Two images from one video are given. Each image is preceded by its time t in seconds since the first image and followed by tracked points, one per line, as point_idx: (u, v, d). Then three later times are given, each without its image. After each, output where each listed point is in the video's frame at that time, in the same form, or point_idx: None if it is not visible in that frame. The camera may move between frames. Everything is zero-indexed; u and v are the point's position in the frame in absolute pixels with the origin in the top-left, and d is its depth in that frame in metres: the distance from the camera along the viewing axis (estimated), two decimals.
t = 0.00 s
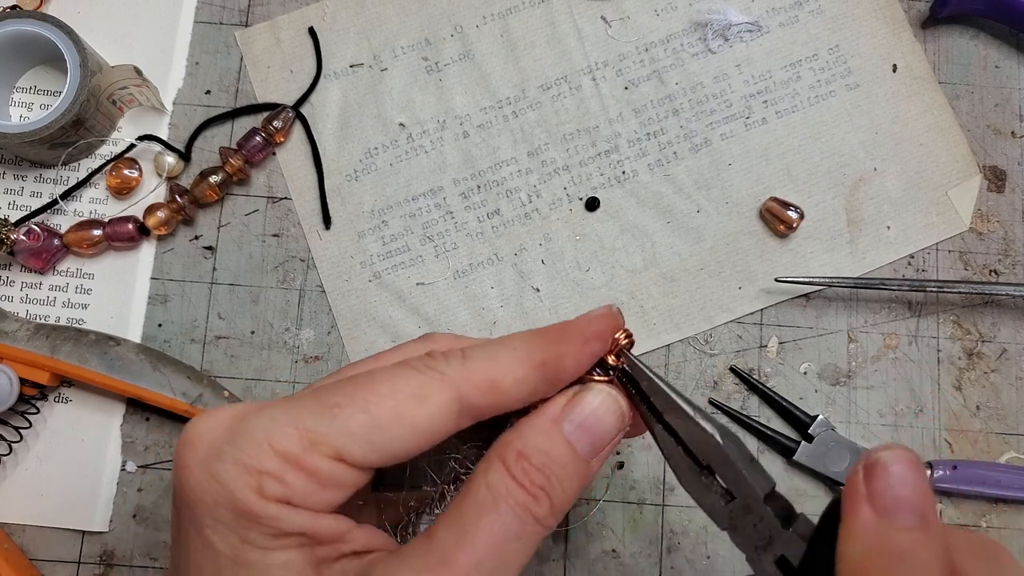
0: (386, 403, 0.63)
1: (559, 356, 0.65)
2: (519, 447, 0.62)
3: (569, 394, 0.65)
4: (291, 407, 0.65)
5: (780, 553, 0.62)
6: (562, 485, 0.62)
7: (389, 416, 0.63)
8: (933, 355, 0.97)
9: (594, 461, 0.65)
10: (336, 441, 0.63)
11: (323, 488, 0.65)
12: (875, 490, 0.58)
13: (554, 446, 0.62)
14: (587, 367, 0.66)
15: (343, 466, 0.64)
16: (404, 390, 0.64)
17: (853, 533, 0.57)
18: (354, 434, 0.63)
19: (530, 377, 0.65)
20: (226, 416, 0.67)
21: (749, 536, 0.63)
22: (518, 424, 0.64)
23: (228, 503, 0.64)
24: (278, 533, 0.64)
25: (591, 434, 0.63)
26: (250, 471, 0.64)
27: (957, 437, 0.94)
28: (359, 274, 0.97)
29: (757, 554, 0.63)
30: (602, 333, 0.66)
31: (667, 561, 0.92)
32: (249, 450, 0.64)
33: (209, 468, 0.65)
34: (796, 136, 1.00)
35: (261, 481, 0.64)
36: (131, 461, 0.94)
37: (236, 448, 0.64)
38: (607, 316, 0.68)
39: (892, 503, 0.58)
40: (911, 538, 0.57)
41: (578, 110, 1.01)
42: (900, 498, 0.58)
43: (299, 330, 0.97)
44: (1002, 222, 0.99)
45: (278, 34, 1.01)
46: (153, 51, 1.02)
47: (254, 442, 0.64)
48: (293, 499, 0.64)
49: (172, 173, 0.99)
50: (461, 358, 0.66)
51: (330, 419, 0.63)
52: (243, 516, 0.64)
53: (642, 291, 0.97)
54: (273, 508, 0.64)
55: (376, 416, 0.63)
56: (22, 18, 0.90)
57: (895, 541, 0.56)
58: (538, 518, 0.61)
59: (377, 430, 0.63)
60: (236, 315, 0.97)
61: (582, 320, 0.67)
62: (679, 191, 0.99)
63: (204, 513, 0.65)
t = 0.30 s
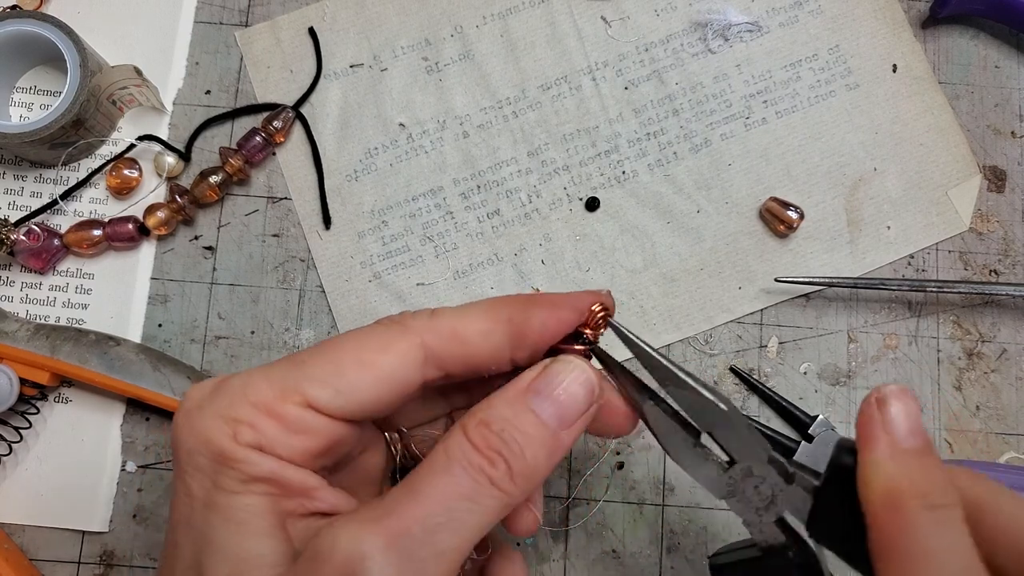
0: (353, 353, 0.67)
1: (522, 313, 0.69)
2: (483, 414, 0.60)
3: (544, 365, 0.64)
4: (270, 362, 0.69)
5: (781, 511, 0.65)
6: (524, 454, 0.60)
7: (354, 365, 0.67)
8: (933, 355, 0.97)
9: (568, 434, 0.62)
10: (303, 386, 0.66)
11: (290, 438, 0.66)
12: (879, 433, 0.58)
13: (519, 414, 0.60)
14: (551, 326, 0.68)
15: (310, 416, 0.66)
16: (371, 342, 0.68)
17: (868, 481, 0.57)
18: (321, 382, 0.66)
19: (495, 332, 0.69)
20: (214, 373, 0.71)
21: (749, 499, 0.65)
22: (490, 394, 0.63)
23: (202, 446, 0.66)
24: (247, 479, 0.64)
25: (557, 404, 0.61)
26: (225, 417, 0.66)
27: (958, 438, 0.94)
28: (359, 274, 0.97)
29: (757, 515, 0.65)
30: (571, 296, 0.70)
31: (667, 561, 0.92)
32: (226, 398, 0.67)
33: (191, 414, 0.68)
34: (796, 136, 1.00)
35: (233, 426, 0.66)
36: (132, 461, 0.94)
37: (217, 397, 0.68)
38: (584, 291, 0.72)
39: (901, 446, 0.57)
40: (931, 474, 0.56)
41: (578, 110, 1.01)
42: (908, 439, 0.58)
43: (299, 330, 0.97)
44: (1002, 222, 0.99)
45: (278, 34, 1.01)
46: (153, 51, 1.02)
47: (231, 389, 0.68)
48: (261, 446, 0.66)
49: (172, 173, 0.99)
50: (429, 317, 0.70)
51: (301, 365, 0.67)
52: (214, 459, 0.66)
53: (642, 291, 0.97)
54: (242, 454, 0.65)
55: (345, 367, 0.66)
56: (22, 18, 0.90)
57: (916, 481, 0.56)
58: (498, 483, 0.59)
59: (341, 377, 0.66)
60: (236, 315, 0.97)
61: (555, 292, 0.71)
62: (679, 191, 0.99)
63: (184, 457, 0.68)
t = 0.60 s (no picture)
0: (350, 363, 0.67)
1: (522, 330, 0.69)
2: (478, 429, 0.60)
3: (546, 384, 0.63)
4: (268, 368, 0.69)
5: (824, 530, 0.61)
6: (514, 472, 0.59)
7: (350, 376, 0.66)
8: (933, 355, 0.97)
9: (564, 456, 0.61)
10: (298, 396, 0.66)
11: (282, 445, 0.66)
12: (904, 430, 0.61)
13: (514, 432, 0.60)
14: (550, 342, 0.69)
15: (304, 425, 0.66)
16: (368, 354, 0.68)
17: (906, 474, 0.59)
18: (316, 392, 0.66)
19: (494, 348, 0.69)
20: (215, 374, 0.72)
21: (787, 522, 0.61)
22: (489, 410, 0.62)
23: (194, 442, 0.67)
24: (233, 474, 0.65)
25: (560, 426, 0.60)
26: (218, 418, 0.67)
27: (958, 438, 0.94)
28: (359, 274, 0.97)
29: (799, 541, 0.61)
30: (574, 317, 0.69)
31: (667, 561, 0.92)
32: (222, 398, 0.67)
33: (188, 412, 0.69)
34: (796, 136, 1.00)
35: (225, 426, 0.66)
36: (131, 461, 0.94)
37: (214, 396, 0.68)
38: (587, 306, 0.71)
39: (927, 442, 0.61)
40: (959, 467, 0.59)
41: (578, 110, 1.01)
42: (929, 437, 0.61)
43: (299, 330, 0.97)
44: (1002, 222, 0.99)
45: (278, 34, 1.01)
46: (153, 51, 1.02)
47: (228, 392, 0.68)
48: (252, 449, 0.66)
49: (172, 173, 0.99)
50: (428, 331, 0.70)
51: (297, 374, 0.67)
52: (204, 456, 0.66)
53: (642, 291, 0.97)
54: (232, 452, 0.65)
55: (341, 379, 0.66)
56: (22, 18, 0.90)
57: (951, 473, 0.59)
58: (483, 497, 0.59)
59: (336, 388, 0.66)
60: (236, 315, 0.97)
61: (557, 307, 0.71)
62: (679, 191, 0.99)
63: (176, 448, 0.68)
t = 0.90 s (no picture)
0: (350, 366, 0.67)
1: (524, 333, 0.68)
2: (478, 433, 0.60)
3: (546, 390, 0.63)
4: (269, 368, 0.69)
5: (818, 515, 0.62)
6: (514, 477, 0.59)
7: (350, 379, 0.66)
8: (933, 355, 0.97)
9: (563, 461, 0.61)
10: (298, 398, 0.66)
11: (282, 448, 0.66)
12: (890, 412, 0.64)
13: (514, 437, 0.59)
14: (552, 346, 0.68)
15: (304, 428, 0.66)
16: (369, 356, 0.68)
17: (895, 453, 0.61)
18: (316, 395, 0.66)
19: (495, 351, 0.69)
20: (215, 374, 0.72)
21: (782, 507, 0.61)
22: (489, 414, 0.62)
23: (195, 443, 0.67)
24: (233, 475, 0.65)
25: (559, 432, 0.60)
26: (219, 418, 0.67)
27: (958, 438, 0.94)
28: (359, 274, 0.97)
29: (795, 526, 0.62)
30: (576, 321, 0.69)
31: (667, 561, 0.92)
32: (223, 399, 0.67)
33: (187, 412, 0.69)
34: (796, 136, 1.00)
35: (225, 428, 0.66)
36: (132, 461, 0.94)
37: (215, 396, 0.68)
38: (590, 310, 0.70)
39: (912, 423, 0.63)
40: (945, 447, 0.62)
41: (578, 110, 1.01)
42: (915, 419, 0.64)
43: (299, 330, 0.97)
44: (1002, 222, 0.99)
45: (278, 34, 1.01)
46: (153, 51, 1.02)
47: (228, 393, 0.68)
48: (252, 451, 0.66)
49: (172, 173, 0.99)
50: (429, 333, 0.70)
51: (298, 376, 0.67)
52: (205, 456, 0.66)
53: (642, 291, 0.97)
54: (232, 454, 0.65)
55: (342, 381, 0.66)
56: (22, 18, 0.90)
57: (936, 450, 0.61)
58: (482, 502, 0.58)
59: (338, 391, 0.66)
60: (236, 315, 0.97)
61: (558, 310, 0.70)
62: (679, 191, 0.99)
63: (177, 448, 0.68)
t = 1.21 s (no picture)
0: (359, 369, 0.67)
1: (532, 337, 0.68)
2: (488, 437, 0.60)
3: (554, 392, 0.63)
4: (278, 372, 0.69)
5: (827, 513, 0.61)
6: (524, 480, 0.59)
7: (359, 382, 0.66)
8: (933, 355, 0.97)
9: (571, 463, 0.61)
10: (307, 401, 0.66)
11: (290, 452, 0.66)
12: (899, 410, 0.63)
13: (523, 439, 0.60)
14: (560, 350, 0.68)
15: (313, 431, 0.66)
16: (377, 359, 0.68)
17: (905, 451, 0.60)
18: (324, 398, 0.66)
19: (503, 354, 0.69)
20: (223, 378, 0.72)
21: (790, 506, 0.61)
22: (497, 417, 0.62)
23: (204, 447, 0.67)
24: (243, 480, 0.65)
25: (567, 434, 0.60)
26: (228, 423, 0.67)
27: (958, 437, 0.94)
28: (359, 274, 0.97)
29: (803, 524, 0.61)
30: (584, 327, 0.69)
31: (667, 561, 0.92)
32: (232, 403, 0.67)
33: (196, 416, 0.69)
34: (796, 136, 1.00)
35: (235, 431, 0.66)
36: (131, 461, 0.94)
37: (223, 400, 0.68)
38: (596, 315, 0.70)
39: (921, 421, 0.63)
40: (953, 444, 0.61)
41: (578, 110, 1.01)
42: (924, 417, 0.63)
43: (299, 329, 0.97)
44: (1002, 222, 0.99)
45: (278, 34, 1.01)
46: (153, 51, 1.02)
47: (238, 397, 0.68)
48: (262, 455, 0.65)
49: (172, 173, 0.99)
50: (437, 336, 0.70)
51: (307, 379, 0.67)
52: (214, 460, 0.66)
53: (642, 291, 0.97)
54: (242, 458, 0.65)
55: (351, 384, 0.66)
56: (22, 18, 0.90)
57: (944, 448, 0.61)
58: (493, 505, 0.58)
59: (347, 394, 0.66)
60: (236, 315, 0.97)
61: (565, 314, 0.70)
62: (679, 191, 0.99)
63: (185, 453, 0.68)
